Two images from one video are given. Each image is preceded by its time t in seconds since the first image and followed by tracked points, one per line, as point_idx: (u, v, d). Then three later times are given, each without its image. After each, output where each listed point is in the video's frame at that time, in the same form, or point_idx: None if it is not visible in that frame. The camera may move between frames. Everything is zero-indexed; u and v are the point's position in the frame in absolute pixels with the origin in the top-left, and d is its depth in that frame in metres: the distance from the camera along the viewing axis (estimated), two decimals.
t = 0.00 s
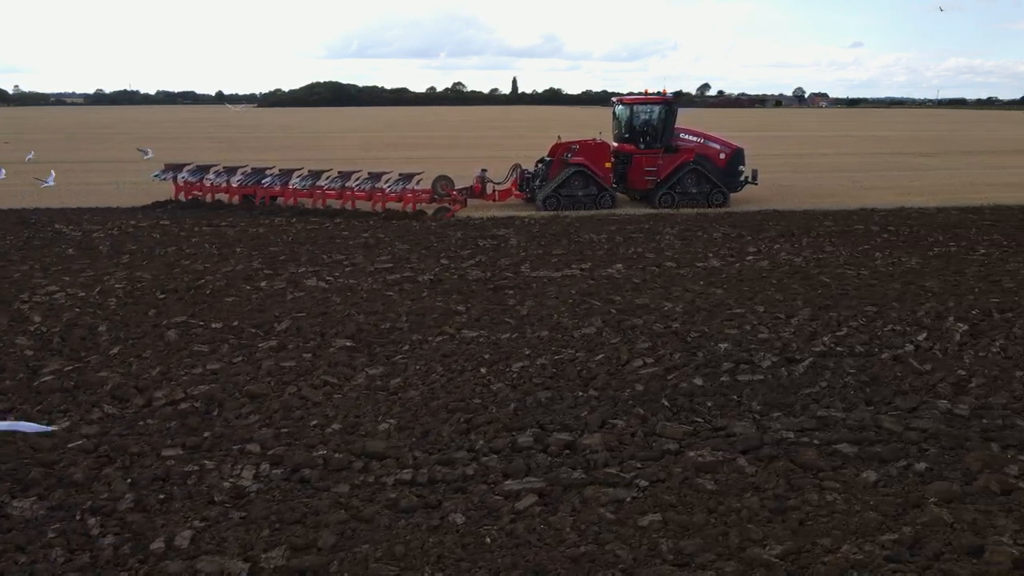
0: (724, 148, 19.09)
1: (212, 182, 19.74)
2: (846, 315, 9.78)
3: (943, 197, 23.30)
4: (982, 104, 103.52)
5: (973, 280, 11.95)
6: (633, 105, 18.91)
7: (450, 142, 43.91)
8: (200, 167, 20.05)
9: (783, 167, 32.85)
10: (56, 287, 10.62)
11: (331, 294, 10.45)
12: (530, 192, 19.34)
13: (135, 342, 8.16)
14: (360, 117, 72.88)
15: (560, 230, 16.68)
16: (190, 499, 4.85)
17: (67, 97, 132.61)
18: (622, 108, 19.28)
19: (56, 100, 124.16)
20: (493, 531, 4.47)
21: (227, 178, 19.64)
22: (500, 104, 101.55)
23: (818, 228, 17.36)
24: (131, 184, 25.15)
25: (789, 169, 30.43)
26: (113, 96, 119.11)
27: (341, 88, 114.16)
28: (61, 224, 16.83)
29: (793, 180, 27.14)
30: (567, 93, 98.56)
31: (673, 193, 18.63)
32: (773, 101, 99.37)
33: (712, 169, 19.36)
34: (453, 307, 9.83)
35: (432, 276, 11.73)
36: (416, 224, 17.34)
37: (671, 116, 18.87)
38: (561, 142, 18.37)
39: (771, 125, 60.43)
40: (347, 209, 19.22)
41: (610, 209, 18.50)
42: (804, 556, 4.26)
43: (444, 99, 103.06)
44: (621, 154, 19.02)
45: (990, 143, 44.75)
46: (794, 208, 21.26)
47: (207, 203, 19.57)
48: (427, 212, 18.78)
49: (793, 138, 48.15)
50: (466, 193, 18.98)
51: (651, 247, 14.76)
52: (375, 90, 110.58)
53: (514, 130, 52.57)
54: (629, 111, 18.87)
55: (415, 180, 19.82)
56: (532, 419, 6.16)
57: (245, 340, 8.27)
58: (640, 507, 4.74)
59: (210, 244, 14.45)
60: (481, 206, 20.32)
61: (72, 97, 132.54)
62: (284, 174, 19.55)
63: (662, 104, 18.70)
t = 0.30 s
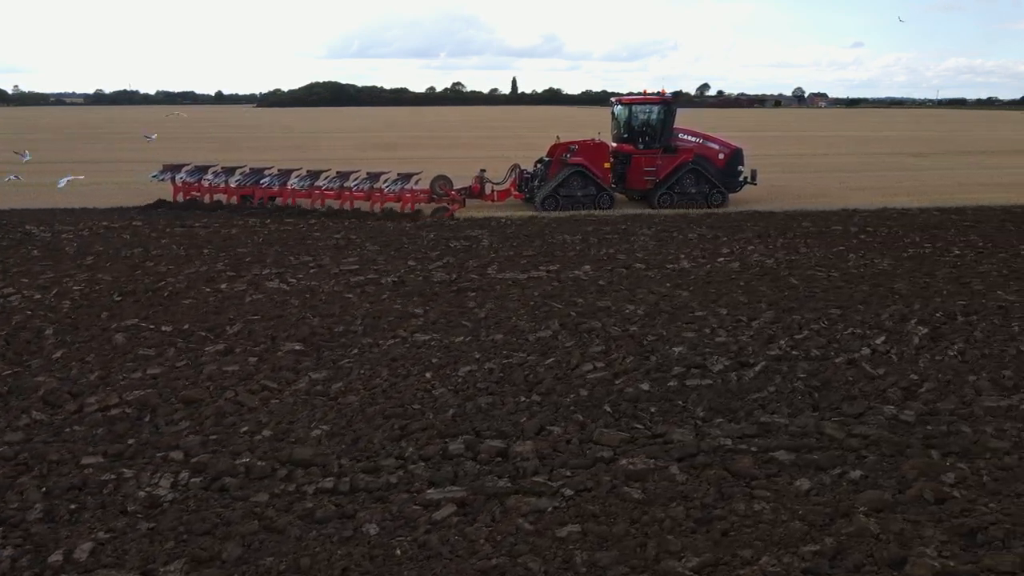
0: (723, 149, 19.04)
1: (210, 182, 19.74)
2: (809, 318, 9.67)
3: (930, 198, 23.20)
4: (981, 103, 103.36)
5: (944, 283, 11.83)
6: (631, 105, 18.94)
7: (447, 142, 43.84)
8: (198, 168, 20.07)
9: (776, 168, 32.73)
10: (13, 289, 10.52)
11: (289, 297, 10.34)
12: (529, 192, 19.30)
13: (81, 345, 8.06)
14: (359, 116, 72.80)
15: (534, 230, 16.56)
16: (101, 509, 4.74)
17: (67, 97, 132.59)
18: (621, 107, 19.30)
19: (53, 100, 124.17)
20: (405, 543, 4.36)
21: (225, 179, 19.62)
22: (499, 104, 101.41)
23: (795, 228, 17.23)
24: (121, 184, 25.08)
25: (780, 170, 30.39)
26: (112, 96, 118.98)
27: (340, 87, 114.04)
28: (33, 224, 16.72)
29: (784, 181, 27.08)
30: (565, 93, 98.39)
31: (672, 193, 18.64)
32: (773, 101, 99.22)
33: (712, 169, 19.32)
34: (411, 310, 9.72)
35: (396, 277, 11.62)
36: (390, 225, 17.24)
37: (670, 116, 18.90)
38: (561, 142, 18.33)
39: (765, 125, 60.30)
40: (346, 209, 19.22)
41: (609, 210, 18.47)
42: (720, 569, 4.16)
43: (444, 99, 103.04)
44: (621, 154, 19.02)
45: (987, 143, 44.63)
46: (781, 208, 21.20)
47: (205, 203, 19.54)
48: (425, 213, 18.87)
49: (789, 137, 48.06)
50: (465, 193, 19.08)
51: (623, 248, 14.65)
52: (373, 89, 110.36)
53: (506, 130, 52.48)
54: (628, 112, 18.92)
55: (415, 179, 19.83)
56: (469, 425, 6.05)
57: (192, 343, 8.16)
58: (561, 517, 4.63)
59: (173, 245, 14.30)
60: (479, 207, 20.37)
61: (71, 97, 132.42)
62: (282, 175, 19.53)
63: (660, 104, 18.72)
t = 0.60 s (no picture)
0: (722, 149, 19.05)
1: (210, 182, 19.81)
2: (770, 321, 9.58)
3: (917, 198, 23.13)
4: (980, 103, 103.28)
5: (913, 285, 11.72)
6: (630, 105, 19.01)
7: (447, 142, 43.85)
8: (197, 169, 20.15)
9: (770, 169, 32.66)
10: None
11: (246, 299, 10.24)
12: (528, 191, 19.25)
13: (25, 349, 7.96)
14: (359, 117, 72.76)
15: (508, 231, 16.47)
16: (9, 519, 4.64)
17: (67, 97, 132.62)
18: (618, 108, 19.34)
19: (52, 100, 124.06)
20: (313, 553, 4.27)
21: (224, 179, 19.63)
22: (498, 104, 101.30)
23: (771, 229, 17.14)
24: (114, 184, 25.08)
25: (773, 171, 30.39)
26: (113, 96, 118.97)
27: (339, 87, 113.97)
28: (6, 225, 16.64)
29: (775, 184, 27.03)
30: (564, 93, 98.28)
31: (671, 194, 18.71)
32: (773, 101, 99.30)
33: (711, 169, 19.31)
34: (367, 312, 9.63)
35: (359, 279, 11.53)
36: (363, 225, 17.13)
37: (669, 116, 19.00)
38: (559, 143, 18.22)
39: (759, 125, 60.20)
40: (345, 209, 19.24)
41: (608, 210, 18.44)
42: None
43: (443, 99, 103.05)
44: (620, 154, 19.07)
45: (983, 143, 44.53)
46: (768, 208, 21.16)
47: (204, 203, 19.56)
48: (423, 214, 18.88)
49: (785, 138, 47.99)
50: (464, 194, 19.09)
51: (595, 248, 14.58)
52: (373, 88, 110.28)
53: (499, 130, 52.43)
54: (626, 112, 18.96)
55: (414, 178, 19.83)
56: (403, 432, 5.95)
57: (138, 347, 8.07)
58: (477, 527, 4.53)
59: (141, 246, 14.20)
60: (477, 208, 20.35)
61: (74, 98, 132.29)
62: (281, 175, 19.54)
63: (660, 104, 18.81)
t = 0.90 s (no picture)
0: (722, 149, 19.06)
1: (209, 183, 19.84)
2: (731, 323, 9.48)
3: (903, 202, 23.04)
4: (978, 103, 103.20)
5: (882, 287, 11.62)
6: (628, 105, 19.07)
7: (445, 142, 43.83)
8: (197, 169, 20.19)
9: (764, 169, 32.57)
10: None
11: (203, 300, 10.15)
12: (527, 193, 19.30)
13: None
14: (360, 117, 72.71)
15: (482, 232, 16.37)
16: None
17: (66, 97, 132.59)
18: (617, 107, 19.42)
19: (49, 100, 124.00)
20: (217, 564, 4.18)
21: (223, 180, 19.64)
22: (497, 104, 101.19)
23: (747, 230, 17.03)
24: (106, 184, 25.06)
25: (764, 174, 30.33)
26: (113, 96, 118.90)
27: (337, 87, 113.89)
28: None
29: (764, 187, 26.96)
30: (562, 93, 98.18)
31: (670, 194, 18.72)
32: (772, 101, 99.17)
33: (711, 169, 19.31)
34: (323, 314, 9.54)
35: (322, 281, 11.44)
36: (337, 226, 17.05)
37: (667, 117, 19.08)
38: (558, 143, 18.34)
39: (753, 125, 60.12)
40: (343, 210, 19.25)
41: (607, 210, 18.45)
42: None
43: (441, 99, 102.96)
44: (619, 154, 19.11)
45: (978, 142, 44.41)
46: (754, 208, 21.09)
47: (202, 204, 19.57)
48: (422, 214, 18.88)
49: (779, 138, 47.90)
50: (462, 194, 19.07)
51: (567, 249, 14.49)
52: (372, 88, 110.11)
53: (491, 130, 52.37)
54: (625, 111, 18.98)
55: (413, 178, 19.82)
56: (336, 437, 5.87)
57: (84, 350, 7.98)
58: (389, 536, 4.45)
59: (109, 248, 14.10)
60: (476, 207, 20.35)
61: (73, 97, 132.34)
62: (280, 175, 19.55)
63: (659, 104, 18.88)
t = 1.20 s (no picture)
0: (721, 149, 19.04)
1: (208, 183, 19.78)
2: (690, 326, 9.38)
3: (888, 203, 22.93)
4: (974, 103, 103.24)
5: (849, 289, 11.52)
6: (628, 105, 18.85)
7: (443, 141, 43.79)
8: (196, 168, 20.14)
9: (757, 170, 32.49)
10: None
11: (157, 303, 10.04)
12: (527, 193, 19.34)
13: None
14: (359, 117, 72.64)
15: (455, 232, 16.27)
16: None
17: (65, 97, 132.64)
18: (616, 107, 19.18)
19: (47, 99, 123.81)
20: None
21: (222, 180, 19.57)
22: (494, 104, 101.11)
23: (723, 231, 16.89)
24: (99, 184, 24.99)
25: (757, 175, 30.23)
26: (113, 96, 118.79)
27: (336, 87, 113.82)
28: None
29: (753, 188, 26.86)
30: (559, 92, 98.06)
31: (669, 193, 18.70)
32: (771, 102, 99.00)
33: (710, 169, 19.29)
34: (278, 317, 9.43)
35: (284, 283, 11.33)
36: (310, 227, 16.95)
37: (666, 116, 18.91)
38: (558, 143, 18.35)
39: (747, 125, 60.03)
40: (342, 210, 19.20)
41: (606, 211, 18.47)
42: None
43: (439, 99, 102.83)
44: (618, 155, 19.06)
45: (972, 143, 44.32)
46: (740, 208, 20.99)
47: (201, 204, 19.51)
48: (421, 214, 18.82)
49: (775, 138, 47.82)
50: (461, 194, 19.00)
51: (539, 250, 14.39)
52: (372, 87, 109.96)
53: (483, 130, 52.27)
54: (625, 111, 18.77)
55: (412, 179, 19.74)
56: (267, 442, 5.77)
57: (29, 353, 7.88)
58: (299, 546, 4.36)
59: (72, 249, 13.94)
60: (477, 207, 20.27)
61: (72, 97, 132.30)
62: (280, 175, 19.49)
63: (659, 104, 18.71)
